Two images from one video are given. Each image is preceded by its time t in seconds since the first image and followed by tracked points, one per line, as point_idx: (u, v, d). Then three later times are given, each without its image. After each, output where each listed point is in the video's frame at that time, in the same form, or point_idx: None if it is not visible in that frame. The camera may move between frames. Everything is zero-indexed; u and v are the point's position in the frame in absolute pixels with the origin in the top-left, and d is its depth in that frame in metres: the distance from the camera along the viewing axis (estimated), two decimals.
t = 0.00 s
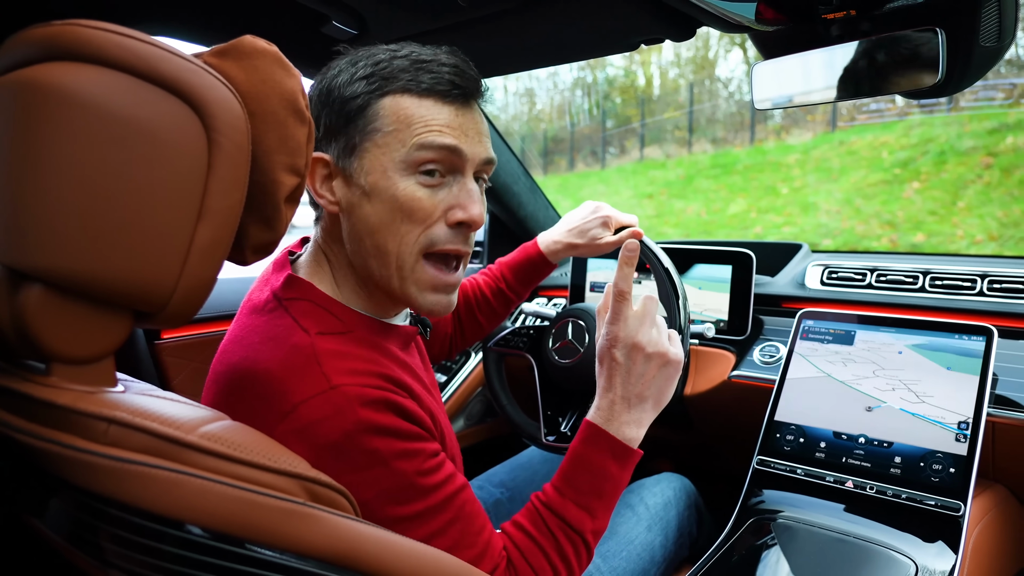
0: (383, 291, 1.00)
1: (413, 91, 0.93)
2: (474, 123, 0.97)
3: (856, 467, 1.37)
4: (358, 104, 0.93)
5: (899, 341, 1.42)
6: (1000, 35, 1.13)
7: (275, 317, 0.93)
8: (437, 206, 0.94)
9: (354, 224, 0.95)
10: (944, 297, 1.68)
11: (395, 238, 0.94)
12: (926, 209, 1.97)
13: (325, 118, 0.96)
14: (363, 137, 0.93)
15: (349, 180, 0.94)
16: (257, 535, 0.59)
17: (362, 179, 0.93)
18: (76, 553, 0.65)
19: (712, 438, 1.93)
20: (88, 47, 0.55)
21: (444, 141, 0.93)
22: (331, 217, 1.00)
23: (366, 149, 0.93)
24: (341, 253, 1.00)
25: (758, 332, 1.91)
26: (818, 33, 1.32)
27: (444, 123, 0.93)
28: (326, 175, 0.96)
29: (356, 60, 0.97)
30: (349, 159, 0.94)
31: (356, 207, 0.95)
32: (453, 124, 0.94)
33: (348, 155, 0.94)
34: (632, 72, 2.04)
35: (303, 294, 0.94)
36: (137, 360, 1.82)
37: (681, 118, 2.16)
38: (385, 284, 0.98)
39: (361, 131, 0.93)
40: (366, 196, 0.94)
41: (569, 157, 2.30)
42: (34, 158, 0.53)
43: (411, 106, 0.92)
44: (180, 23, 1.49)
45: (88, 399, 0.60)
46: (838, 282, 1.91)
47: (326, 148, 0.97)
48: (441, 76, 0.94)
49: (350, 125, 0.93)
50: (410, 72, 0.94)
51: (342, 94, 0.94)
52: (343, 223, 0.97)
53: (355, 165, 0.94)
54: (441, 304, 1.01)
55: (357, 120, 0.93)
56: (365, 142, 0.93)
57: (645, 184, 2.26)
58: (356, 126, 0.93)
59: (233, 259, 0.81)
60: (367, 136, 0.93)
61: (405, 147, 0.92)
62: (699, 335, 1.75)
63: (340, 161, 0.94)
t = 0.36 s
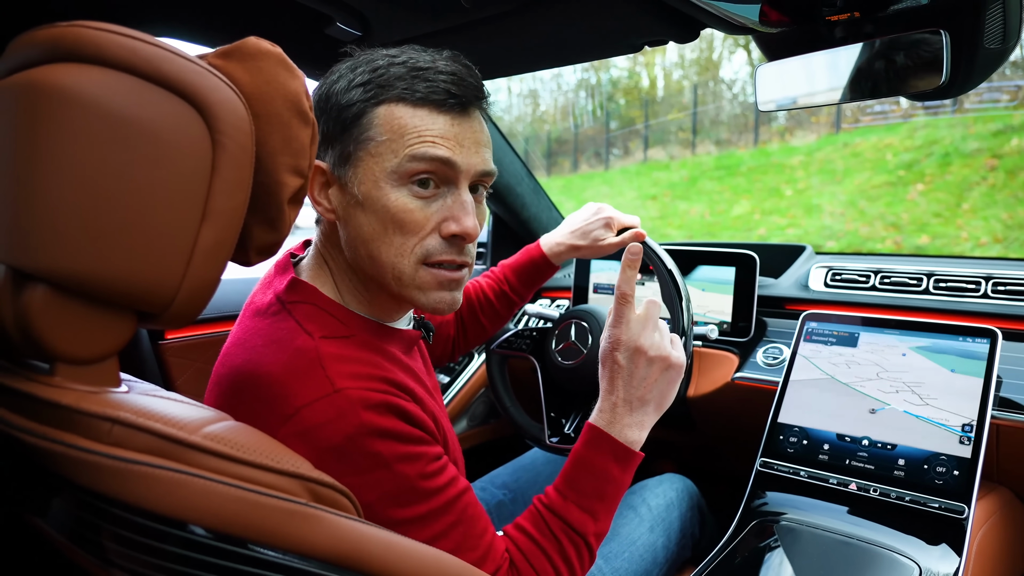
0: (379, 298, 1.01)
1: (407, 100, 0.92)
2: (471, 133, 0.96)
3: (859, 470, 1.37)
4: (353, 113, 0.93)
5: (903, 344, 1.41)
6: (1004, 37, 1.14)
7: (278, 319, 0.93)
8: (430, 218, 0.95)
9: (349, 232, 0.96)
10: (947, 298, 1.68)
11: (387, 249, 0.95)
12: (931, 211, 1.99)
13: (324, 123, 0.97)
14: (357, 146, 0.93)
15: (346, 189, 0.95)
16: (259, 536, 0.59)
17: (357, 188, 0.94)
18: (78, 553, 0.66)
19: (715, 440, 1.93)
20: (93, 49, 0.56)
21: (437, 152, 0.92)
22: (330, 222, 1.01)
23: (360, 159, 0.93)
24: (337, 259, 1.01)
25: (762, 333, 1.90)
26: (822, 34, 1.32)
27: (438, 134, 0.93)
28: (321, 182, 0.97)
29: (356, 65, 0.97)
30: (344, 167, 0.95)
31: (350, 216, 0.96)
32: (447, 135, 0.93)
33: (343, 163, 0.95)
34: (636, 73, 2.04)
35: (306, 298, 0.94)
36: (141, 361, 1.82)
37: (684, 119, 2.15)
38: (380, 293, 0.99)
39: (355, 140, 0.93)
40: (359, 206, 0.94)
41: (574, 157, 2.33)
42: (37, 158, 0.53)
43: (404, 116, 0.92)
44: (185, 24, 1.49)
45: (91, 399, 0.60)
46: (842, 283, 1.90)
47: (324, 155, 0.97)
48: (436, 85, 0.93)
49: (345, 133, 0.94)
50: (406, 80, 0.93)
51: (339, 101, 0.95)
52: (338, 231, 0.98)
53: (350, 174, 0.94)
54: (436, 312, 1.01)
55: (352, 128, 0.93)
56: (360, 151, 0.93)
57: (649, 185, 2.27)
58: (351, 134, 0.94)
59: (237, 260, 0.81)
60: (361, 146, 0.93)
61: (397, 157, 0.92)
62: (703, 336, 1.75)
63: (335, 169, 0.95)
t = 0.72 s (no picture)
0: (379, 295, 1.01)
1: (409, 97, 0.92)
2: (473, 131, 0.96)
3: (859, 468, 1.37)
4: (355, 109, 0.93)
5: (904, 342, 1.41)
6: (1006, 35, 1.14)
7: (276, 318, 0.93)
8: (432, 215, 0.95)
9: (349, 228, 0.96)
10: (948, 297, 1.68)
11: (389, 246, 0.94)
12: (931, 210, 1.97)
13: (324, 120, 0.96)
14: (359, 143, 0.93)
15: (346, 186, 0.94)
16: (259, 532, 0.59)
17: (358, 185, 0.94)
18: (79, 549, 0.66)
19: (715, 438, 1.93)
20: (94, 45, 0.56)
21: (439, 150, 0.93)
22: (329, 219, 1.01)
23: (362, 156, 0.93)
24: (337, 256, 1.01)
25: (762, 331, 1.90)
26: (823, 32, 1.32)
27: (440, 131, 0.93)
28: (322, 178, 0.96)
29: (357, 62, 0.97)
30: (345, 164, 0.95)
31: (351, 213, 0.95)
32: (449, 132, 0.93)
33: (345, 160, 0.95)
34: (637, 71, 2.05)
35: (303, 296, 0.94)
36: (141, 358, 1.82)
37: (685, 117, 2.14)
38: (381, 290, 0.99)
39: (357, 137, 0.93)
40: (361, 203, 0.94)
41: (574, 156, 2.32)
42: (38, 154, 0.53)
43: (408, 113, 0.92)
44: (186, 22, 1.49)
45: (92, 395, 0.60)
46: (843, 282, 1.90)
47: (325, 152, 0.97)
48: (438, 83, 0.93)
49: (347, 130, 0.94)
50: (408, 77, 0.93)
51: (340, 98, 0.94)
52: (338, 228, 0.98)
53: (351, 171, 0.94)
54: (435, 310, 1.01)
55: (354, 125, 0.93)
56: (362, 148, 0.93)
57: (650, 183, 2.25)
58: (353, 131, 0.93)
59: (237, 257, 0.81)
60: (363, 143, 0.93)
61: (400, 155, 0.92)
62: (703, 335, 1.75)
63: (336, 165, 0.95)
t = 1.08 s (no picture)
0: (383, 296, 1.01)
1: (424, 104, 0.93)
2: (481, 141, 0.98)
3: (861, 468, 1.37)
4: (368, 114, 0.92)
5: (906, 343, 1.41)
6: (1008, 35, 1.14)
7: (273, 319, 0.93)
8: (443, 219, 0.96)
9: (358, 231, 0.95)
10: (950, 297, 1.67)
11: (401, 249, 0.95)
12: (934, 209, 1.97)
13: (331, 122, 0.95)
14: (372, 146, 0.92)
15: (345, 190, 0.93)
16: (261, 532, 0.59)
17: (370, 188, 0.93)
18: (81, 549, 0.66)
19: (716, 438, 1.93)
20: (95, 45, 0.56)
21: (453, 157, 0.94)
22: (332, 221, 0.99)
23: (375, 159, 0.92)
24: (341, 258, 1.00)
25: (764, 331, 1.90)
26: (824, 32, 1.30)
27: (455, 140, 0.94)
28: (330, 181, 0.95)
29: (366, 66, 0.96)
30: (356, 167, 0.94)
31: (361, 216, 0.95)
32: (461, 141, 0.95)
33: (356, 163, 0.94)
34: (639, 71, 2.05)
35: (300, 296, 0.94)
36: (142, 357, 1.82)
37: (687, 117, 2.15)
38: (387, 292, 0.99)
39: (369, 140, 0.92)
40: (372, 206, 0.94)
41: (575, 155, 2.33)
42: (40, 154, 0.53)
43: (423, 119, 0.92)
44: (188, 22, 1.49)
45: (94, 395, 0.60)
46: (845, 282, 1.90)
47: (332, 154, 0.95)
48: (453, 92, 0.94)
49: (359, 133, 0.93)
50: (422, 85, 0.94)
51: (351, 101, 0.93)
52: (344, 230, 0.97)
53: (363, 174, 0.93)
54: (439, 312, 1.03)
55: (367, 128, 0.92)
56: (374, 152, 0.92)
57: (651, 183, 2.23)
58: (364, 135, 0.93)
59: (238, 257, 0.81)
60: (377, 146, 0.92)
61: (416, 160, 0.92)
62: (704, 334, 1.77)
63: (346, 168, 0.94)
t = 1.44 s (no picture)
0: (382, 297, 1.01)
1: (425, 104, 0.93)
2: (482, 141, 0.98)
3: (862, 467, 1.36)
4: (369, 114, 0.92)
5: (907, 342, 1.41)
6: (1009, 32, 1.15)
7: (273, 320, 0.92)
8: (444, 219, 0.96)
9: (359, 231, 0.95)
10: (951, 296, 1.67)
11: (401, 249, 0.95)
12: (935, 208, 1.91)
13: (334, 123, 0.95)
14: (373, 146, 0.92)
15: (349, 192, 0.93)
16: (261, 532, 0.59)
17: (371, 188, 0.93)
18: (81, 549, 0.66)
19: (718, 437, 1.93)
20: (95, 45, 0.56)
21: (454, 157, 0.94)
22: (332, 222, 0.99)
23: (376, 159, 0.92)
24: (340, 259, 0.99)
25: (765, 330, 1.90)
26: (826, 30, 1.30)
27: (455, 140, 0.94)
28: (331, 181, 0.95)
29: (367, 66, 0.96)
30: (357, 167, 0.94)
31: (361, 216, 0.95)
32: (463, 141, 0.95)
33: (357, 163, 0.94)
34: (640, 70, 2.05)
35: (301, 297, 0.94)
36: (143, 356, 1.82)
37: (689, 116, 2.14)
38: (386, 292, 0.99)
39: (370, 140, 0.92)
40: (373, 206, 0.94)
41: (577, 155, 2.33)
42: (39, 155, 0.53)
43: (425, 119, 0.92)
44: (189, 22, 1.50)
45: (94, 395, 0.60)
46: (846, 281, 1.90)
47: (332, 154, 0.95)
48: (454, 92, 0.95)
49: (360, 133, 0.93)
50: (423, 84, 0.94)
51: (352, 101, 0.93)
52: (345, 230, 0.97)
53: (364, 173, 0.93)
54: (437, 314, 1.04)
55: (368, 128, 0.92)
56: (375, 152, 0.92)
57: (652, 182, 2.24)
58: (365, 135, 0.92)
59: (239, 256, 0.81)
60: (378, 146, 0.92)
61: (417, 160, 0.92)
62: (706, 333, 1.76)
63: (347, 168, 0.94)
